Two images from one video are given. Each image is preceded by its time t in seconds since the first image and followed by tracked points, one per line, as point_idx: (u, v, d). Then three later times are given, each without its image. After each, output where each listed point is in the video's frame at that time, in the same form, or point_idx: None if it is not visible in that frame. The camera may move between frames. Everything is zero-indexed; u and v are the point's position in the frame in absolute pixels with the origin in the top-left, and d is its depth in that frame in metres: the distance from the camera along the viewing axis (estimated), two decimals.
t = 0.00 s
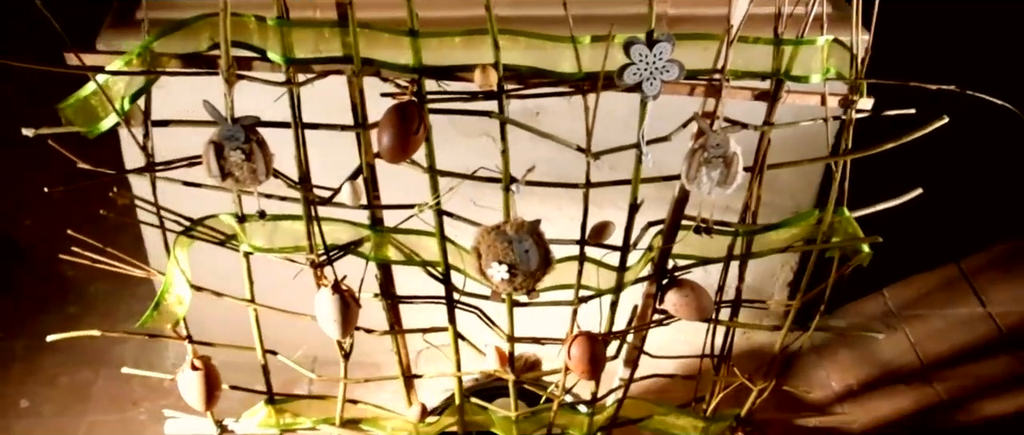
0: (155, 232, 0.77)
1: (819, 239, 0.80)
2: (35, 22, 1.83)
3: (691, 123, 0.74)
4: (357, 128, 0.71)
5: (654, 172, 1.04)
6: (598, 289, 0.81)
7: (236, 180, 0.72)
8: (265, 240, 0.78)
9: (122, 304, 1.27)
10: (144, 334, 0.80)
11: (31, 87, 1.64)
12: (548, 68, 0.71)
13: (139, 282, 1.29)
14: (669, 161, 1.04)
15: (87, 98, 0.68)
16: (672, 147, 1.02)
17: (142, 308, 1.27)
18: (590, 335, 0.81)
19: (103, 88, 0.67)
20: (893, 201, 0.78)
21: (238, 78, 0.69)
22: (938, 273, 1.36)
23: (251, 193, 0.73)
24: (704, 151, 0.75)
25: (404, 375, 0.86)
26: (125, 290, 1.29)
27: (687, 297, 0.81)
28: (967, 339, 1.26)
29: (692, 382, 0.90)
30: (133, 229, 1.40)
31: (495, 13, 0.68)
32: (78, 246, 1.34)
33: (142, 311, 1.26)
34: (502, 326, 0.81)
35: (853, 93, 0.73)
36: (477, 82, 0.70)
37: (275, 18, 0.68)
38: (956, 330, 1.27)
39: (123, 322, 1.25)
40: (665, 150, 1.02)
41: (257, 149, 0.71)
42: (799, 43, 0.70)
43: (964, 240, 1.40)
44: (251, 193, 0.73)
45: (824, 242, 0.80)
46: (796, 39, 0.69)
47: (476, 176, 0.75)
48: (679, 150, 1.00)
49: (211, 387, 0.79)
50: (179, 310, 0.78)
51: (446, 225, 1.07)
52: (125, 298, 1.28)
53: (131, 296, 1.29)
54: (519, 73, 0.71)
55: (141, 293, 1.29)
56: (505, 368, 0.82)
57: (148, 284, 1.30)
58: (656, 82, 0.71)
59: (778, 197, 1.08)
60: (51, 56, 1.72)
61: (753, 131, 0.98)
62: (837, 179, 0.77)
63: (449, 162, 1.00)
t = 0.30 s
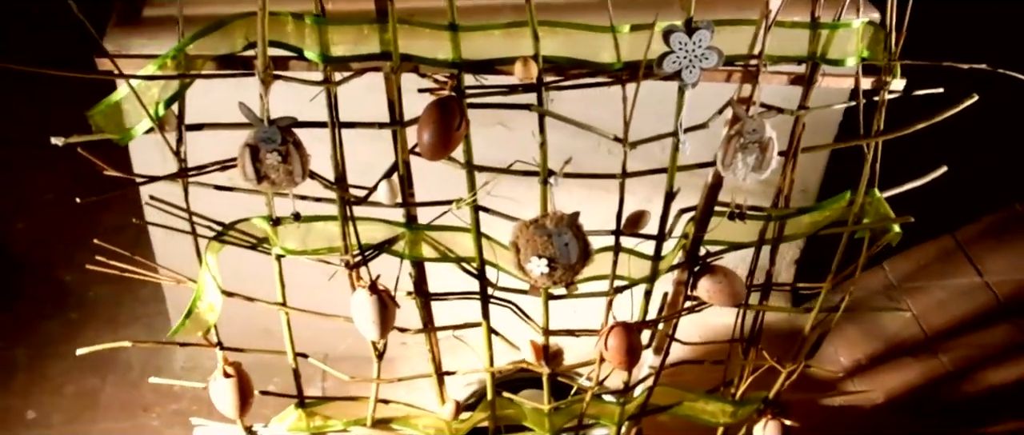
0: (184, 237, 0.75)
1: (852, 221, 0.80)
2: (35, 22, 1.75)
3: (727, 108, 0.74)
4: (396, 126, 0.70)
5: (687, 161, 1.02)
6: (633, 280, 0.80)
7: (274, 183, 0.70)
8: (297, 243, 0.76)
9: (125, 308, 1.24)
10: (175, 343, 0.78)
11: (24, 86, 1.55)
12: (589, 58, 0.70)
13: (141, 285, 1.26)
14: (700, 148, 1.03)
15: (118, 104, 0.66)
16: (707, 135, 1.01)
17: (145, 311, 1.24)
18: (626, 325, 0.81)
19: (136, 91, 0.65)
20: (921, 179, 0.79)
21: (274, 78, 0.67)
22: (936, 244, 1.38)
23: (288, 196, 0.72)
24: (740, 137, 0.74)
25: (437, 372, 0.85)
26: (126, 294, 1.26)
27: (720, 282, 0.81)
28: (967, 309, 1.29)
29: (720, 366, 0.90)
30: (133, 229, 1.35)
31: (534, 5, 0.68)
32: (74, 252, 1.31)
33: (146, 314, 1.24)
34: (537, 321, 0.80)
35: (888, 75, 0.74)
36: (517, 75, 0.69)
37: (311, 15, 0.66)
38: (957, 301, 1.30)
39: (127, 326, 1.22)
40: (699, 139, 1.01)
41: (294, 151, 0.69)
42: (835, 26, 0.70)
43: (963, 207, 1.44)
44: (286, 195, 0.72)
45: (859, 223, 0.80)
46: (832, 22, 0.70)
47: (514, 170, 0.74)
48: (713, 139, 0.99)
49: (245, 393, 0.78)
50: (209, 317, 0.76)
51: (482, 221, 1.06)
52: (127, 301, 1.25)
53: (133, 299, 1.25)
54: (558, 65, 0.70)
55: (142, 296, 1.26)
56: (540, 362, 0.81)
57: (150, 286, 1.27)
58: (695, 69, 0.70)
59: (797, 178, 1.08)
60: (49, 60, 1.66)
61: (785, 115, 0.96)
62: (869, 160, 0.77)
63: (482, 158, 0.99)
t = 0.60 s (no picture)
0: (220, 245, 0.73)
1: (887, 207, 0.81)
2: (35, 22, 1.74)
3: (764, 97, 0.74)
4: (438, 127, 0.69)
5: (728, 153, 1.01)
6: (669, 272, 0.80)
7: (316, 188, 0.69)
8: (336, 248, 0.75)
9: (129, 315, 1.26)
10: (210, 354, 0.77)
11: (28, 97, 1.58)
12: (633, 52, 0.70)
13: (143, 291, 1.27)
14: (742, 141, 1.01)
15: (158, 109, 0.64)
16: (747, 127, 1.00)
17: (149, 318, 1.26)
18: (663, 318, 0.80)
19: (177, 97, 0.63)
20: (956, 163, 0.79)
21: (317, 81, 0.65)
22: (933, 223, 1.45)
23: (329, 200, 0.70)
24: (778, 126, 0.74)
25: (471, 372, 0.85)
26: (129, 300, 1.27)
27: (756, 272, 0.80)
28: (963, 289, 1.35)
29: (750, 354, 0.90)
30: (132, 230, 1.36)
31: None
32: (71, 257, 1.32)
33: (150, 321, 1.25)
34: (576, 317, 0.79)
35: (923, 61, 0.74)
36: (561, 71, 0.68)
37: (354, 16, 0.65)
38: (953, 280, 1.36)
39: (132, 332, 1.23)
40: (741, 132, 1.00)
41: (337, 155, 0.68)
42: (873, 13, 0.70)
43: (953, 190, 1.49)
44: (328, 199, 0.70)
45: (893, 208, 0.80)
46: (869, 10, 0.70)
47: (554, 166, 0.74)
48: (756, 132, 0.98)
49: (283, 401, 0.76)
50: (245, 326, 0.74)
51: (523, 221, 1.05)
52: (130, 308, 1.26)
53: (136, 305, 1.27)
54: (600, 59, 0.69)
55: (145, 302, 1.27)
56: (579, 357, 0.81)
57: (152, 292, 1.28)
58: (738, 60, 0.70)
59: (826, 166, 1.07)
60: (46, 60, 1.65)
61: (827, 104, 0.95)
62: (902, 145, 0.78)
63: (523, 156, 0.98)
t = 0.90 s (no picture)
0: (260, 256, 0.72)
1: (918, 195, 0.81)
2: (35, 22, 1.68)
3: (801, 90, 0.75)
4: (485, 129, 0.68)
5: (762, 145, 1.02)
6: (706, 267, 0.80)
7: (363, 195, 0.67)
8: (377, 255, 0.74)
9: (133, 321, 1.29)
10: (249, 368, 0.75)
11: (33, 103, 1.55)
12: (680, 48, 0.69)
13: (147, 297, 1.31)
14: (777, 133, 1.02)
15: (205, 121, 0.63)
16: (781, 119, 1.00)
17: (154, 324, 1.29)
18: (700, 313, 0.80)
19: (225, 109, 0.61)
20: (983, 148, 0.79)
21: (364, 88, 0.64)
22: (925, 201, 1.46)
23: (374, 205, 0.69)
24: (815, 120, 0.74)
25: (507, 373, 0.83)
26: (132, 307, 1.31)
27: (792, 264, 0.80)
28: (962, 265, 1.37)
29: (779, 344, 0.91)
30: (129, 236, 1.39)
31: None
32: (70, 269, 1.35)
33: (156, 327, 1.28)
34: (616, 316, 0.79)
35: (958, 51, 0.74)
36: (608, 70, 0.67)
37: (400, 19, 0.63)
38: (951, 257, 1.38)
39: (138, 341, 1.27)
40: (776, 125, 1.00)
41: (383, 162, 0.66)
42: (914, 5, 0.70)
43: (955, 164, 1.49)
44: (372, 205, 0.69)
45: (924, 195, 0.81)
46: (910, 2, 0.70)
47: (597, 166, 0.73)
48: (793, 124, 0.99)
49: (324, 412, 0.75)
50: (285, 337, 0.73)
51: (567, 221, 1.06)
52: (135, 314, 1.30)
53: (141, 310, 1.31)
54: (645, 56, 0.69)
55: (151, 307, 1.31)
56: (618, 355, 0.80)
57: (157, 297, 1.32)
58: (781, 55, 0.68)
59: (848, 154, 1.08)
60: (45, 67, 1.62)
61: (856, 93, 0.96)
62: (935, 134, 0.78)
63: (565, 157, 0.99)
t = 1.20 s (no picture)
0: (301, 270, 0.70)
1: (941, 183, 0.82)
2: (35, 22, 1.91)
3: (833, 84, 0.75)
4: (529, 135, 0.67)
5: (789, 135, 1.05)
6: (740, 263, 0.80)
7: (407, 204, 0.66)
8: (417, 265, 0.72)
9: (126, 333, 1.28)
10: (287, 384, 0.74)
11: (39, 119, 1.66)
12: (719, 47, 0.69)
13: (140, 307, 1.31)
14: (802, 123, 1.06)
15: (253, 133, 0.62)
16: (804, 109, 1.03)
17: (149, 336, 1.28)
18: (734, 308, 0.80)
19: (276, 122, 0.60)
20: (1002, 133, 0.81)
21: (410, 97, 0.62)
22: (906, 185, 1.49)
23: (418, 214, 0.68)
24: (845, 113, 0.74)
25: (539, 377, 0.83)
26: (125, 321, 1.30)
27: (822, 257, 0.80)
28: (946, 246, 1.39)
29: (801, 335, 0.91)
30: (112, 250, 1.41)
31: None
32: (55, 282, 1.36)
33: (150, 339, 1.27)
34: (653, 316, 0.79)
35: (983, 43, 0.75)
36: (651, 72, 0.66)
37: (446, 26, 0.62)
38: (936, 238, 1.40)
39: (134, 354, 1.25)
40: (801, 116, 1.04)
41: (430, 172, 0.65)
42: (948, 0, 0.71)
43: (930, 147, 1.53)
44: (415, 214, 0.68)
45: (948, 184, 0.82)
46: None
47: (635, 166, 0.72)
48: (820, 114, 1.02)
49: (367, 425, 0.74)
50: (326, 352, 0.72)
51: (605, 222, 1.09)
52: (128, 326, 1.29)
53: (135, 322, 1.30)
54: (685, 56, 0.69)
55: (144, 319, 1.30)
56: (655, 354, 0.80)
57: (149, 309, 1.31)
58: (818, 51, 0.68)
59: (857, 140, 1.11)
60: (62, 92, 1.72)
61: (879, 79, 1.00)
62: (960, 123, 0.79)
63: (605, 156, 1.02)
